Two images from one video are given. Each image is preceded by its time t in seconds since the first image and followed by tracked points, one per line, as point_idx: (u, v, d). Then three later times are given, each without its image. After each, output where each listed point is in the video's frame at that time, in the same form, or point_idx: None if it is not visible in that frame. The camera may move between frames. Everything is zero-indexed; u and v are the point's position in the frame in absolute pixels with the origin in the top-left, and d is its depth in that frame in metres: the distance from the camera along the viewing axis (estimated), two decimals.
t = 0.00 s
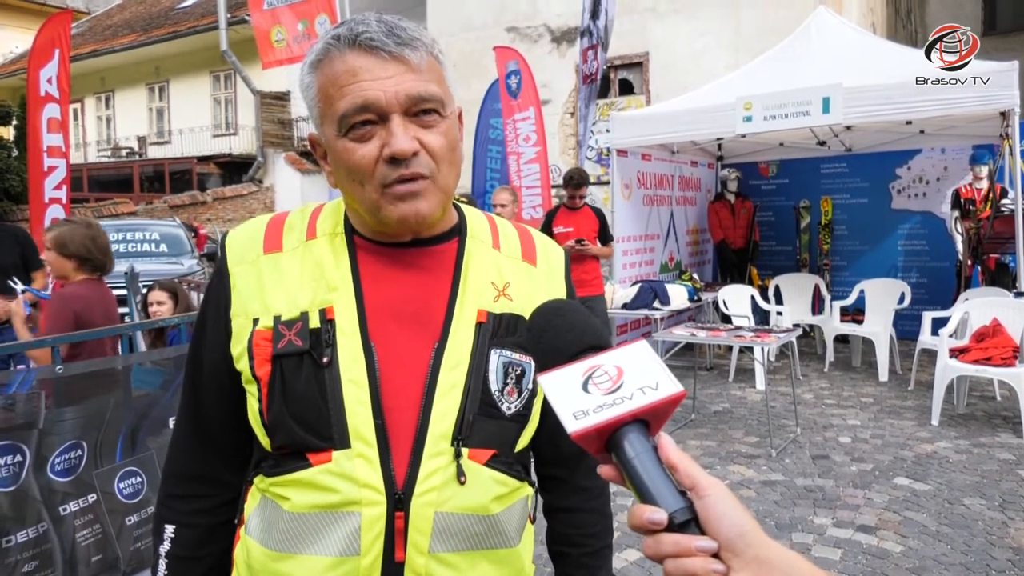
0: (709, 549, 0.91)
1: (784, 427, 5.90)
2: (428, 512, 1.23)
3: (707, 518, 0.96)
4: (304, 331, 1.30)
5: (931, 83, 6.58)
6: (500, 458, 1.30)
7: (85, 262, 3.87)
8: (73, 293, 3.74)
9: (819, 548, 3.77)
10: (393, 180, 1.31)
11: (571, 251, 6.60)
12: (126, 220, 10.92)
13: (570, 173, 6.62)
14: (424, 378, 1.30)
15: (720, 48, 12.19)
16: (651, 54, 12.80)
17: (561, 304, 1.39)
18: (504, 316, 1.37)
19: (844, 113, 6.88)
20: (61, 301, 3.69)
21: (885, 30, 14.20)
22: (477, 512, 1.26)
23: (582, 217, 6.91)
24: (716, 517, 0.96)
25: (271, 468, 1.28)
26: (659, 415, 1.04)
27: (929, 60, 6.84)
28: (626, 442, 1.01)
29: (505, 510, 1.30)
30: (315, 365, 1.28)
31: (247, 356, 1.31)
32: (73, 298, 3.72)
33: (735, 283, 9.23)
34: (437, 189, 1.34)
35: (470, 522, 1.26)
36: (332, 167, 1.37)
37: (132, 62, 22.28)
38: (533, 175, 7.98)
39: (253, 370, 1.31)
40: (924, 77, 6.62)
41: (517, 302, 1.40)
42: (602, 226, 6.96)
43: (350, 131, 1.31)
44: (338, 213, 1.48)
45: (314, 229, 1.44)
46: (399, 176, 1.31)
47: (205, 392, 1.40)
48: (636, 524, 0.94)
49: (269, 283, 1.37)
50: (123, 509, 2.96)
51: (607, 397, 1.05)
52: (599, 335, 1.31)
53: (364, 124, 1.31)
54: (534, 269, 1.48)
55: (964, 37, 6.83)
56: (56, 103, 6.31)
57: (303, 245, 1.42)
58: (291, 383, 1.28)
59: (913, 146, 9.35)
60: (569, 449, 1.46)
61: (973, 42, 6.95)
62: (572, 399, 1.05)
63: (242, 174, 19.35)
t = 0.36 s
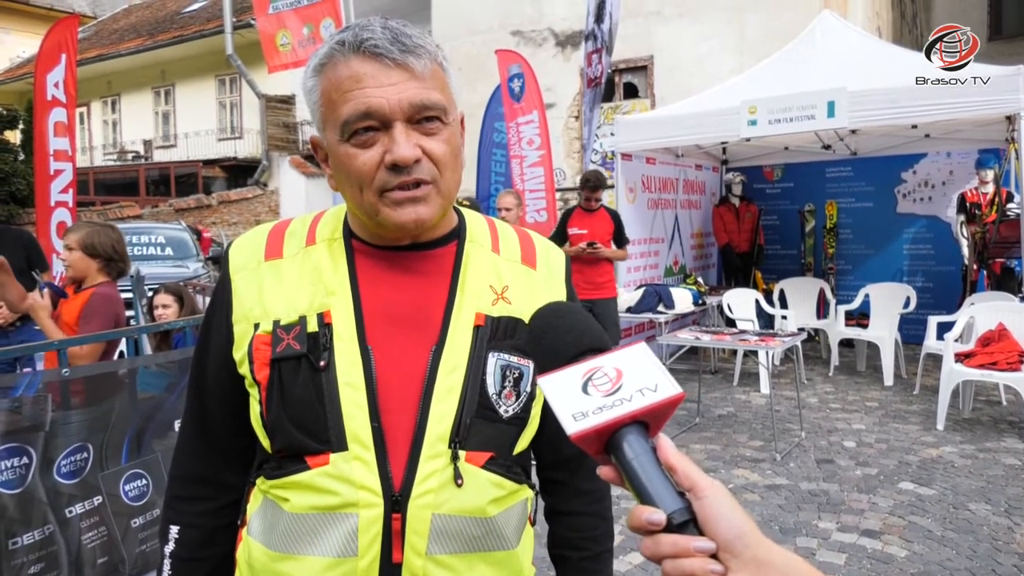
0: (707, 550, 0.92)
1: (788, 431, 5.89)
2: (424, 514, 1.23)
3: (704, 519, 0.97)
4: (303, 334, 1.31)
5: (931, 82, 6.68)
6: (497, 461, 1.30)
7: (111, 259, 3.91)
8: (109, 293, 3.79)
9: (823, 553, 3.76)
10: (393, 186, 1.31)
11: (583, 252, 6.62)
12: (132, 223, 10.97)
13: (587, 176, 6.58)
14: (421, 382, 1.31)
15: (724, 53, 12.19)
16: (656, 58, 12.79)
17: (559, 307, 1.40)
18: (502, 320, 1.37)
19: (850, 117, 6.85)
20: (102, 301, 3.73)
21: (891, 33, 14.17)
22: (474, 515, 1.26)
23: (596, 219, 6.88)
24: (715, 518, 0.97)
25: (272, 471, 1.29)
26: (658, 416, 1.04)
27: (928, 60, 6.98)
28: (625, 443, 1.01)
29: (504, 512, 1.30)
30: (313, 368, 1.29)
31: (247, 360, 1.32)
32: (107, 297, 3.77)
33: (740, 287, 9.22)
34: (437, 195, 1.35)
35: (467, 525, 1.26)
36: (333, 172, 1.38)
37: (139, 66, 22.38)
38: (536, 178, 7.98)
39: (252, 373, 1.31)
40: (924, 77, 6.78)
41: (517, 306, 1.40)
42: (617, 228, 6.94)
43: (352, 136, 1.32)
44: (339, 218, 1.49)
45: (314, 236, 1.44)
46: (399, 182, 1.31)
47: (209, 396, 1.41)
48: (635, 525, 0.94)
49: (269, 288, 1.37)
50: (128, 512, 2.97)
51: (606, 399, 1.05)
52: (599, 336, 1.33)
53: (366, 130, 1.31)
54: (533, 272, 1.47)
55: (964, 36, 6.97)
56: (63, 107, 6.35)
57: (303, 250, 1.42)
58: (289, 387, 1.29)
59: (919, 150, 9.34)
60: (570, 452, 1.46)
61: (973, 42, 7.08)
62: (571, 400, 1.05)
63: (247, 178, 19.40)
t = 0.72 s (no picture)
0: (705, 543, 0.92)
1: (793, 431, 5.88)
2: (426, 511, 1.23)
3: (702, 513, 0.95)
4: (305, 334, 1.31)
5: (931, 82, 6.70)
6: (498, 458, 1.30)
7: (107, 262, 3.91)
8: (96, 295, 3.76)
9: (828, 553, 3.75)
10: (395, 186, 1.32)
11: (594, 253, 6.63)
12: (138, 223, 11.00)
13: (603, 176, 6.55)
14: (422, 380, 1.31)
15: (729, 53, 12.18)
16: (661, 58, 12.79)
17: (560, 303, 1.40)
18: (503, 318, 1.38)
19: (855, 117, 6.83)
20: (84, 304, 3.69)
21: (896, 33, 14.13)
22: (475, 511, 1.26)
23: (608, 221, 6.83)
24: (712, 511, 0.95)
25: (275, 468, 1.29)
26: (657, 411, 1.05)
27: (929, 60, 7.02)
28: (624, 437, 1.02)
29: (504, 509, 1.30)
30: (315, 367, 1.29)
31: (250, 360, 1.33)
32: (93, 300, 3.74)
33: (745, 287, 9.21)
34: (438, 195, 1.35)
35: (468, 522, 1.26)
36: (336, 171, 1.38)
37: (145, 66, 22.43)
38: (541, 178, 8.01)
39: (255, 372, 1.32)
40: (924, 77, 6.77)
41: (517, 305, 1.41)
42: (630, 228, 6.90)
43: (355, 136, 1.32)
44: (341, 218, 1.50)
45: (316, 236, 1.45)
46: (401, 183, 1.32)
47: (213, 394, 1.42)
48: (633, 518, 0.94)
49: (271, 287, 1.38)
50: (134, 510, 2.98)
51: (605, 393, 1.05)
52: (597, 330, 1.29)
53: (369, 129, 1.32)
54: (533, 271, 1.48)
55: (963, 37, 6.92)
56: (70, 108, 6.38)
57: (305, 251, 1.43)
58: (291, 386, 1.29)
59: (924, 150, 9.31)
60: (570, 450, 1.46)
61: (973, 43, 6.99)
62: (570, 395, 1.06)
63: (252, 177, 19.43)
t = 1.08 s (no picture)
0: (716, 542, 0.93)
1: (798, 430, 5.87)
2: (434, 511, 1.24)
3: (712, 512, 0.96)
4: (313, 335, 1.32)
5: (932, 82, 6.66)
6: (505, 459, 1.30)
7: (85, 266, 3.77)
8: (70, 298, 3.69)
9: (833, 552, 3.75)
10: (410, 186, 1.32)
11: (595, 252, 6.61)
12: (144, 223, 11.04)
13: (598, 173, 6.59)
14: (429, 381, 1.31)
15: (733, 52, 12.16)
16: (665, 57, 12.79)
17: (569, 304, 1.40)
18: (510, 320, 1.38)
19: (859, 116, 6.82)
20: (54, 307, 3.64)
21: (902, 32, 14.09)
22: (482, 512, 1.26)
23: (606, 220, 6.86)
24: (722, 511, 0.96)
25: (283, 468, 1.30)
26: (665, 411, 1.05)
27: (928, 60, 6.95)
28: (633, 436, 1.02)
29: (511, 509, 1.30)
30: (323, 369, 1.30)
31: (259, 360, 1.34)
32: (64, 304, 3.66)
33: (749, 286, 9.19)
34: (452, 199, 1.36)
35: (475, 522, 1.26)
36: (350, 169, 1.39)
37: (149, 67, 22.48)
38: (544, 177, 8.01)
39: (264, 373, 1.33)
40: (925, 77, 6.71)
41: (524, 307, 1.41)
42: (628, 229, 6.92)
43: (373, 134, 1.32)
44: (350, 219, 1.50)
45: (323, 237, 1.45)
46: (416, 183, 1.32)
47: (220, 395, 1.42)
48: (643, 518, 0.94)
49: (281, 289, 1.38)
50: (142, 509, 2.99)
51: (615, 393, 1.05)
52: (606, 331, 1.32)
53: (387, 129, 1.32)
54: (540, 272, 1.47)
55: (963, 36, 6.99)
56: (75, 109, 6.41)
57: (312, 252, 1.43)
58: (300, 387, 1.30)
59: (929, 149, 9.29)
60: (574, 450, 1.46)
61: (974, 41, 7.00)
62: (580, 394, 1.06)
63: (257, 178, 19.45)
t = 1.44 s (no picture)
0: (720, 542, 0.93)
1: (798, 429, 5.87)
2: (440, 511, 1.24)
3: (717, 511, 0.96)
4: (319, 335, 1.32)
5: (931, 82, 6.66)
6: (509, 459, 1.31)
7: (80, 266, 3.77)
8: (66, 297, 3.70)
9: (833, 551, 3.76)
10: (425, 185, 1.32)
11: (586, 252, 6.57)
12: (144, 223, 11.04)
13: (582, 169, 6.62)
14: (435, 381, 1.32)
15: (733, 51, 12.16)
16: (665, 57, 12.79)
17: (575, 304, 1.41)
18: (515, 321, 1.39)
19: (859, 115, 6.83)
20: (51, 305, 3.67)
21: (902, 31, 14.09)
22: (487, 512, 1.27)
23: (596, 218, 6.86)
24: (726, 510, 0.96)
25: (288, 469, 1.30)
26: (670, 411, 1.06)
27: (928, 60, 6.96)
28: (638, 437, 1.03)
29: (515, 509, 1.31)
30: (329, 368, 1.30)
31: (264, 360, 1.34)
32: (60, 303, 3.68)
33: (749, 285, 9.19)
34: (464, 201, 1.36)
35: (480, 522, 1.27)
36: (364, 165, 1.38)
37: (149, 66, 22.47)
38: (544, 177, 8.02)
39: (269, 372, 1.33)
40: (925, 77, 6.70)
41: (529, 308, 1.42)
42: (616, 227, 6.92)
43: (393, 131, 1.32)
44: (354, 218, 1.50)
45: (328, 237, 1.45)
46: (432, 182, 1.32)
47: (223, 395, 1.43)
48: (649, 517, 0.95)
49: (288, 288, 1.38)
50: (144, 509, 3.00)
51: (620, 393, 1.07)
52: (612, 331, 1.29)
53: (407, 127, 1.32)
54: (543, 274, 1.49)
55: (964, 36, 7.03)
56: (75, 109, 6.41)
57: (318, 251, 1.43)
58: (306, 387, 1.30)
59: (929, 148, 9.29)
60: (576, 451, 1.47)
61: (974, 42, 7.01)
62: (586, 395, 1.07)
63: (256, 177, 19.44)
